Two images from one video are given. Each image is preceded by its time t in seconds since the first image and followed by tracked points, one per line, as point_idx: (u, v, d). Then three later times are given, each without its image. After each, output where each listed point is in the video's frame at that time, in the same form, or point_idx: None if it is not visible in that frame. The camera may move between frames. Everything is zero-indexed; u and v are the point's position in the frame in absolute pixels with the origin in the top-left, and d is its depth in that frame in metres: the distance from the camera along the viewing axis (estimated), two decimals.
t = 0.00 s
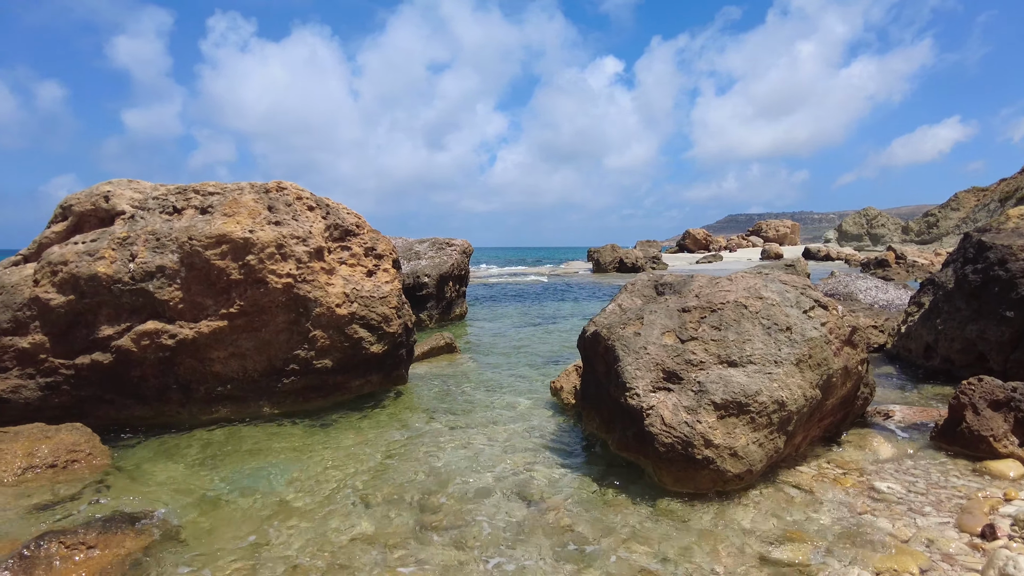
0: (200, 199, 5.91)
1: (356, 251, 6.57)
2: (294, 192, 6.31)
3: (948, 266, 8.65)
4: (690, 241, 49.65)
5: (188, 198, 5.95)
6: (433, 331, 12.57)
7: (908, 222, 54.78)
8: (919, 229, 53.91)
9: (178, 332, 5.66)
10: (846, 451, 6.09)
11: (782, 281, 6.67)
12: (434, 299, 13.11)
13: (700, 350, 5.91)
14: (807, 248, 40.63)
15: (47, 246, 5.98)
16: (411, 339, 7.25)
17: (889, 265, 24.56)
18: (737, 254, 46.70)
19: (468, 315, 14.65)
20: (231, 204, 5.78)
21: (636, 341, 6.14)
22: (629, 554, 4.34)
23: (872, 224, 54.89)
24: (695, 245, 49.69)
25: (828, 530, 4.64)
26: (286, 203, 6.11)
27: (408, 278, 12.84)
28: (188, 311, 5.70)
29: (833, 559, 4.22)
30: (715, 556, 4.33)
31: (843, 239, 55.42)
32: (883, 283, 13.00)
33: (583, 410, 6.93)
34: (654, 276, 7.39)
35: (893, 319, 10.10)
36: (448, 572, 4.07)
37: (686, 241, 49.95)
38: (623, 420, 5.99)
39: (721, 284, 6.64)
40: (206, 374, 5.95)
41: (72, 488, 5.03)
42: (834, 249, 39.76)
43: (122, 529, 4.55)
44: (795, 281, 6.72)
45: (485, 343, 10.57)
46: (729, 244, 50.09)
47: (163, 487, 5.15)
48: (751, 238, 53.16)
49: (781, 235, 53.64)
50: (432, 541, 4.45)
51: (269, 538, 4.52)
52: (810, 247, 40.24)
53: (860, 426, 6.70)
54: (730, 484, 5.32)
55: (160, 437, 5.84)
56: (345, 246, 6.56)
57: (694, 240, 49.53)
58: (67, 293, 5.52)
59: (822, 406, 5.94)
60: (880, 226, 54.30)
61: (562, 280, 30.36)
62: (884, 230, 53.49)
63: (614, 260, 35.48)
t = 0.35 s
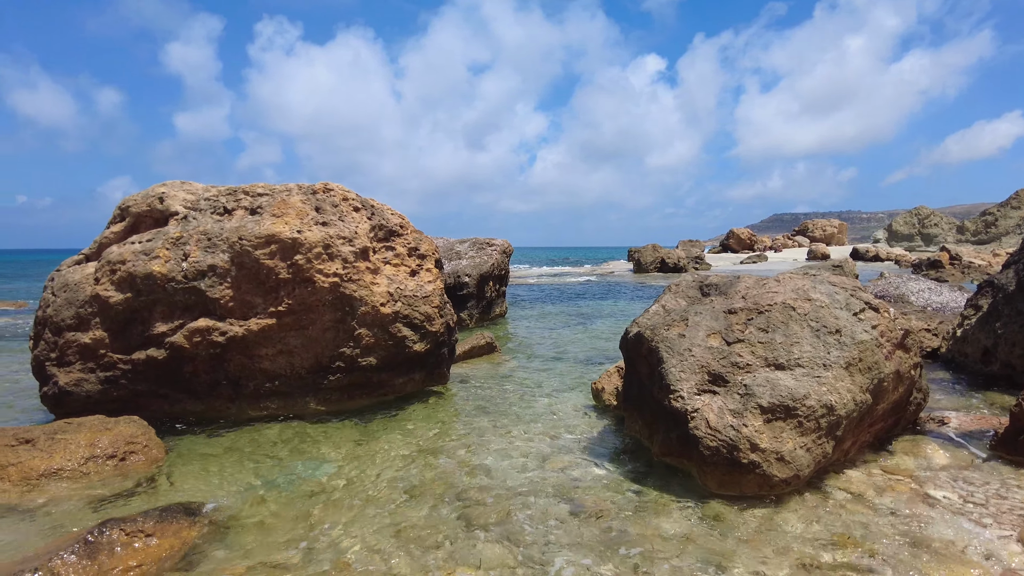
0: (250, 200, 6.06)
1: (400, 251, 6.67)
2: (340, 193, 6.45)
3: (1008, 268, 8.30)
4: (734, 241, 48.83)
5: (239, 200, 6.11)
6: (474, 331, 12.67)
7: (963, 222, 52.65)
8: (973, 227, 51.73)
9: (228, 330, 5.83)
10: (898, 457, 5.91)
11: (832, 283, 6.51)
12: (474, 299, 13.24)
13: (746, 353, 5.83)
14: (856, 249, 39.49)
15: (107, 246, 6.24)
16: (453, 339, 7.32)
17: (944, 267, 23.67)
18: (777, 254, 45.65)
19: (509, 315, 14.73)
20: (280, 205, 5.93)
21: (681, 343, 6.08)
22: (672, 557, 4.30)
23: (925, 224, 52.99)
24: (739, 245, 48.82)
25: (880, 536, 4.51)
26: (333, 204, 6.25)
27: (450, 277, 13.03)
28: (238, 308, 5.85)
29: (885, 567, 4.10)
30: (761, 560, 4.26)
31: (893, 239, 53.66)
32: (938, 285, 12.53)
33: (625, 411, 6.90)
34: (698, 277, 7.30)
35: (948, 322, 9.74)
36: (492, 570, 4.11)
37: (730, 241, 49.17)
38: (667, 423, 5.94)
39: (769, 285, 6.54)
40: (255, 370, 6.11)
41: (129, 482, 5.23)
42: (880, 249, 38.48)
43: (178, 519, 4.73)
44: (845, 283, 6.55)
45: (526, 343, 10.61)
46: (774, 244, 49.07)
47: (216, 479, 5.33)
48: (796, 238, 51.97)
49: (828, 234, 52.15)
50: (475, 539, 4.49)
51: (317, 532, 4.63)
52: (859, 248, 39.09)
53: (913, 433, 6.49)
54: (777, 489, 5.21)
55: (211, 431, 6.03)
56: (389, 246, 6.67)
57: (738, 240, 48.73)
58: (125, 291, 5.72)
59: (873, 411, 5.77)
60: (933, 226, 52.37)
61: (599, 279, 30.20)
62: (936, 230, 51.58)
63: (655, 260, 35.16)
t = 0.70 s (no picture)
0: (301, 202, 6.22)
1: (444, 251, 6.76)
2: (387, 195, 6.59)
3: None
4: (784, 241, 47.83)
5: (290, 201, 6.27)
6: (517, 331, 12.74)
7: None
8: None
9: (280, 327, 5.99)
10: (957, 466, 5.69)
11: (886, 284, 6.32)
12: (517, 298, 13.30)
13: (797, 356, 5.71)
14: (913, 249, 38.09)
15: (164, 246, 6.47)
16: (496, 338, 7.35)
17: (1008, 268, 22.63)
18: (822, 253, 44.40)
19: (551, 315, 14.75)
20: (329, 206, 6.07)
21: (730, 345, 6.00)
22: (719, 560, 4.25)
23: (985, 223, 50.75)
24: (789, 245, 47.66)
25: (938, 545, 4.35)
26: (380, 205, 6.38)
27: (494, 277, 13.17)
28: (289, 306, 6.01)
29: None
30: (811, 565, 4.16)
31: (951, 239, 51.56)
32: (1003, 287, 11.98)
33: (671, 414, 6.83)
34: (747, 278, 7.19)
35: (1012, 326, 9.32)
36: (538, 568, 4.14)
37: (778, 241, 48.18)
38: (714, 426, 5.87)
39: (820, 287, 6.39)
40: (304, 367, 6.26)
41: (183, 476, 5.40)
42: (933, 249, 36.99)
43: (232, 509, 4.89)
44: (900, 284, 6.34)
45: (568, 344, 10.59)
46: (824, 244, 47.78)
47: (268, 473, 5.48)
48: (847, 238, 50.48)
49: (882, 234, 50.41)
50: (519, 538, 4.52)
51: (364, 527, 4.73)
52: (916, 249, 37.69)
53: (973, 441, 6.24)
54: (828, 495, 5.08)
55: (263, 427, 6.22)
56: (434, 246, 6.77)
57: (786, 240, 47.64)
58: (181, 289, 5.93)
59: (930, 417, 5.56)
60: (993, 225, 50.09)
61: (640, 280, 29.90)
62: (997, 229, 49.33)
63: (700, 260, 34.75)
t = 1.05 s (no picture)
0: (351, 202, 6.36)
1: (489, 251, 6.84)
2: (433, 196, 6.71)
3: None
4: (835, 241, 46.57)
5: (340, 202, 6.42)
6: (562, 330, 12.72)
7: None
8: None
9: (329, 325, 6.12)
10: None
11: (946, 285, 6.09)
12: (560, 298, 13.28)
13: (851, 358, 5.55)
14: (975, 250, 36.53)
15: (219, 245, 6.69)
16: (540, 338, 7.36)
17: None
18: (870, 254, 42.92)
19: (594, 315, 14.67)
20: (378, 207, 6.19)
21: (780, 347, 5.87)
22: (770, 565, 4.17)
23: None
24: (840, 245, 46.35)
25: (1002, 556, 4.18)
26: (427, 206, 6.53)
27: (538, 277, 13.20)
28: (339, 305, 6.14)
29: None
30: (866, 573, 4.05)
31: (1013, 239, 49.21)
32: None
33: (718, 417, 6.72)
34: (800, 278, 7.05)
35: None
36: (585, 568, 4.14)
37: (829, 241, 46.93)
38: (764, 429, 5.75)
39: (875, 288, 6.19)
40: (353, 364, 6.39)
41: (236, 470, 5.55)
42: (996, 249, 35.47)
43: (284, 502, 5.03)
44: (962, 286, 6.10)
45: (611, 344, 10.51)
46: (877, 244, 46.26)
47: (318, 468, 5.62)
48: (900, 237, 48.76)
49: (939, 234, 48.44)
50: (565, 538, 4.53)
51: (412, 523, 4.81)
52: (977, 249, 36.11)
53: None
54: (883, 503, 4.92)
55: (313, 423, 6.37)
56: (479, 246, 6.87)
57: (838, 240, 46.38)
58: (236, 288, 6.11)
59: (994, 425, 5.33)
60: None
61: (682, 280, 29.47)
62: None
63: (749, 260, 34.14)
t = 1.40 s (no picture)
0: (401, 203, 6.50)
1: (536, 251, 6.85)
2: (482, 196, 6.79)
3: None
4: (893, 241, 45.05)
5: (391, 202, 6.55)
6: (609, 329, 12.64)
7: None
8: None
9: (381, 323, 6.23)
10: None
11: (1018, 288, 5.80)
12: (606, 298, 13.20)
13: (912, 363, 5.33)
14: None
15: (275, 245, 6.88)
16: (587, 338, 7.33)
17: None
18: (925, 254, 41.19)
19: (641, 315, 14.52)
20: (428, 207, 6.30)
21: (837, 350, 5.69)
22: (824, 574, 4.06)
23: None
24: (898, 245, 44.79)
25: None
26: (475, 206, 6.61)
27: (585, 277, 13.15)
28: (389, 303, 6.25)
29: None
30: None
31: None
32: None
33: (771, 421, 6.57)
34: (857, 280, 6.84)
35: None
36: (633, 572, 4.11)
37: (887, 241, 45.43)
38: (818, 434, 5.61)
39: (938, 290, 5.93)
40: (403, 362, 6.48)
41: (291, 465, 5.69)
42: None
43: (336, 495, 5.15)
44: None
45: (659, 346, 10.39)
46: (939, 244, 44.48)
47: (369, 464, 5.73)
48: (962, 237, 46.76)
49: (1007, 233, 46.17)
50: (613, 541, 4.51)
51: (462, 521, 4.86)
52: None
53: None
54: (947, 514, 4.72)
55: (365, 419, 6.51)
56: (526, 246, 6.89)
57: (896, 240, 44.83)
58: (291, 286, 6.28)
59: None
60: None
61: (727, 280, 28.88)
62: None
63: (802, 260, 33.38)
